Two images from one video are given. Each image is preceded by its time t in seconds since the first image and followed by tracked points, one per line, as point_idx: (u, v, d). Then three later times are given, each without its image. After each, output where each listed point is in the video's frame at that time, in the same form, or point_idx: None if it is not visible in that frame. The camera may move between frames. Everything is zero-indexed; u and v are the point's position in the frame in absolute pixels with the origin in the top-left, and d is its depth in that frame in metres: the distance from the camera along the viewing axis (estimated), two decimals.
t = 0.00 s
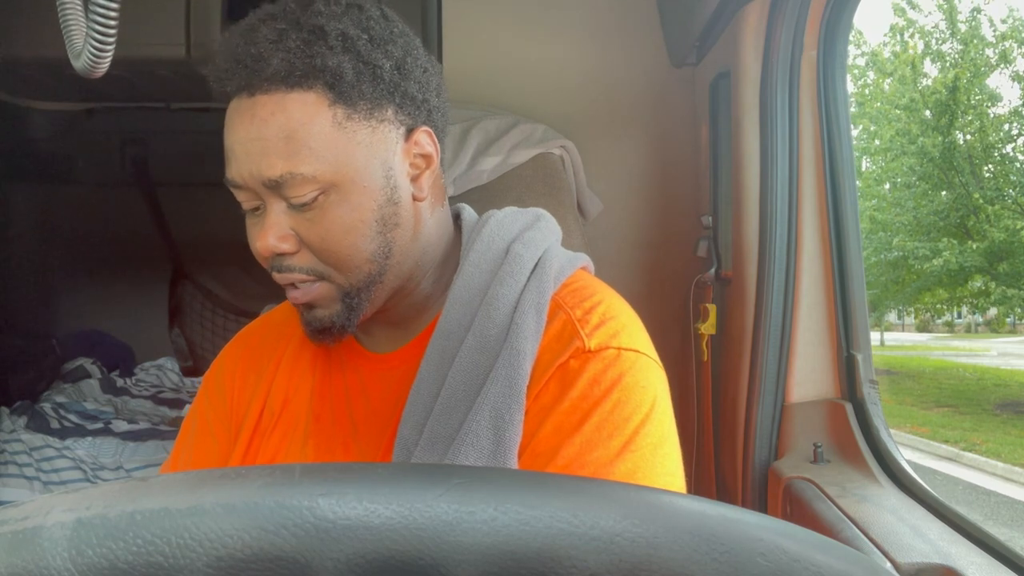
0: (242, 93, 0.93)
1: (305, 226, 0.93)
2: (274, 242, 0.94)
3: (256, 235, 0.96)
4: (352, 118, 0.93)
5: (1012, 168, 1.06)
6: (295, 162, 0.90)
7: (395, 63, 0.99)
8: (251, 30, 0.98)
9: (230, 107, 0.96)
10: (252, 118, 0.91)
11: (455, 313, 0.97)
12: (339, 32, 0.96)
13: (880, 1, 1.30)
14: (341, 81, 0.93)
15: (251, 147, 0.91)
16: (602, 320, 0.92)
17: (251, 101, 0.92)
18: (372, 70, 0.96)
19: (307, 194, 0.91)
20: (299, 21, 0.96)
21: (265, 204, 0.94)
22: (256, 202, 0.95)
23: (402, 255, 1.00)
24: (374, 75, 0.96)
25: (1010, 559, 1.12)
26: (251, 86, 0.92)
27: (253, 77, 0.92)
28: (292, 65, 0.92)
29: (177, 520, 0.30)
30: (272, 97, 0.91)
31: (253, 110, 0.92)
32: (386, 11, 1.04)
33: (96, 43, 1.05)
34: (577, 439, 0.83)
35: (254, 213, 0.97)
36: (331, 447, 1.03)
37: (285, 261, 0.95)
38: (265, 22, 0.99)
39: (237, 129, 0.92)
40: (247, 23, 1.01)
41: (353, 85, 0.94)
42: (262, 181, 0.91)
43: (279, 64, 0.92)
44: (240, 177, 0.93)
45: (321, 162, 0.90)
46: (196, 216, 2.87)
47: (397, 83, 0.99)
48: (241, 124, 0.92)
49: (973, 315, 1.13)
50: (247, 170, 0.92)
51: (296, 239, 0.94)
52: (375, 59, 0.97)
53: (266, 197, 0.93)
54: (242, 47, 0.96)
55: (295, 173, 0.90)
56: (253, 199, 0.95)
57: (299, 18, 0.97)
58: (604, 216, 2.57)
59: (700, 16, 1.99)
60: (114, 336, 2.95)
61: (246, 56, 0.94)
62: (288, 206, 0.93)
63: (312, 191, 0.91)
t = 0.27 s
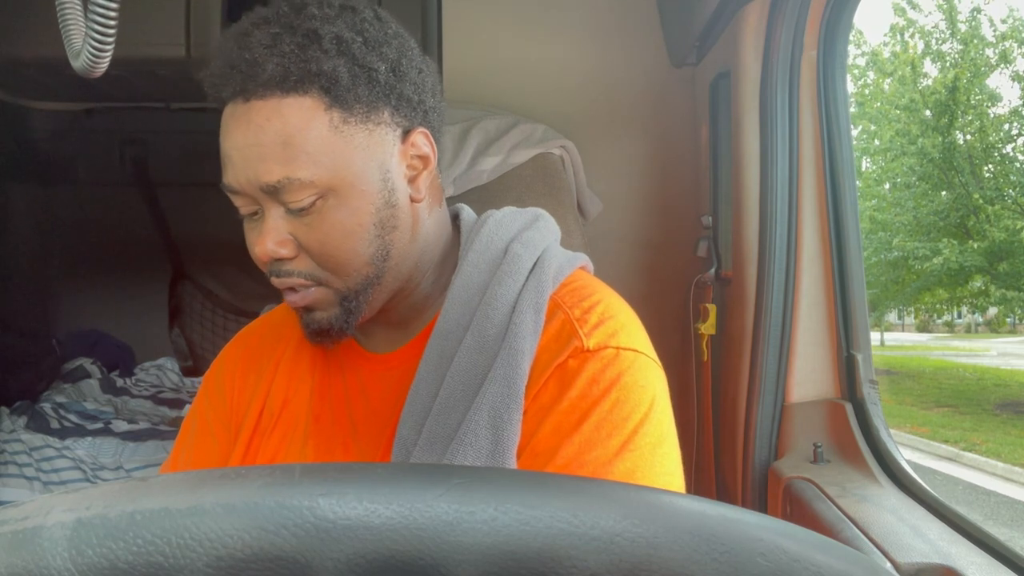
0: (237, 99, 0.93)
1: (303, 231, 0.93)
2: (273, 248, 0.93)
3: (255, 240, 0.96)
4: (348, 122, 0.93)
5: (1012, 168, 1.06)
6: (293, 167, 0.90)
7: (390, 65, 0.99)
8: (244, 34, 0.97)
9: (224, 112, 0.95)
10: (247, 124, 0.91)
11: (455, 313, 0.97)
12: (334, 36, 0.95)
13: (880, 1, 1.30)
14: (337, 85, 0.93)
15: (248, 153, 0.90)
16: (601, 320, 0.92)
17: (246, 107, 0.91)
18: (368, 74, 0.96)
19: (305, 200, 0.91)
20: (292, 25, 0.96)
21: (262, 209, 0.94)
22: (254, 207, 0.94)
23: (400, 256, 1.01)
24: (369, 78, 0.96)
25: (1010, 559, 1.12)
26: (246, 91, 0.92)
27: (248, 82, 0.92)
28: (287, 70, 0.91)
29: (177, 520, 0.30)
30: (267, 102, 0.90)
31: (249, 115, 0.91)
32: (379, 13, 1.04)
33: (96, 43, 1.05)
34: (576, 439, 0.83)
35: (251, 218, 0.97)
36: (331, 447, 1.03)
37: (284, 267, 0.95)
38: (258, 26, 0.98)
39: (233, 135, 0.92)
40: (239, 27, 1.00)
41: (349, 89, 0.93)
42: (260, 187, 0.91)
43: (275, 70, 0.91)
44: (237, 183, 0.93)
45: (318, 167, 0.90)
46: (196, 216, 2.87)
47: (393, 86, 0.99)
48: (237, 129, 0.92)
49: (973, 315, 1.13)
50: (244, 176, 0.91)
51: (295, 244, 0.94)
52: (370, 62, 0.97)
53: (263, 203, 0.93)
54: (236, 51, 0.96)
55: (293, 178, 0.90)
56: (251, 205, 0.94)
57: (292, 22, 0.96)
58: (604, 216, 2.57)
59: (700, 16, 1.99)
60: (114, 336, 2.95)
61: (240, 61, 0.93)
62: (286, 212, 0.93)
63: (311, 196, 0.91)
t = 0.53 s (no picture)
0: (236, 105, 0.92)
1: (307, 237, 0.93)
2: (278, 254, 0.93)
3: (258, 246, 0.96)
4: (351, 126, 0.92)
5: (1012, 168, 1.06)
6: (297, 173, 0.89)
7: (390, 68, 0.99)
8: (241, 39, 0.96)
9: (224, 117, 0.94)
10: (249, 130, 0.90)
11: (455, 313, 0.97)
12: (334, 39, 0.94)
13: (880, 1, 1.30)
14: (338, 90, 0.92)
15: (251, 159, 0.90)
16: (601, 320, 0.92)
17: (247, 113, 0.90)
18: (368, 77, 0.96)
19: (310, 206, 0.91)
20: (290, 29, 0.94)
21: (265, 215, 0.94)
22: (257, 213, 0.94)
23: (404, 259, 1.01)
24: (370, 81, 0.95)
25: (1010, 559, 1.12)
26: (246, 98, 0.90)
27: (248, 88, 0.91)
28: (288, 76, 0.90)
29: (178, 519, 0.30)
30: (269, 108, 0.90)
31: (250, 121, 0.90)
32: (376, 14, 1.02)
33: (97, 43, 1.05)
34: (576, 439, 0.83)
35: (254, 223, 0.96)
36: (331, 447, 1.03)
37: (289, 272, 0.96)
38: (255, 30, 0.96)
39: (235, 141, 0.91)
40: (235, 31, 0.98)
41: (350, 93, 0.93)
42: (263, 194, 0.91)
43: (275, 76, 0.90)
44: (239, 190, 0.92)
45: (322, 172, 0.90)
46: (196, 216, 2.87)
47: (393, 88, 0.99)
48: (238, 136, 0.91)
49: (973, 315, 1.13)
50: (246, 182, 0.91)
51: (299, 250, 0.94)
52: (370, 66, 0.96)
53: (267, 209, 0.92)
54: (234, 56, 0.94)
55: (297, 184, 0.90)
56: (253, 210, 0.94)
57: (290, 26, 0.95)
58: (604, 216, 2.57)
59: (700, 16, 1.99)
60: (114, 336, 2.95)
61: (239, 66, 0.92)
62: (290, 217, 0.92)
63: (315, 201, 0.91)
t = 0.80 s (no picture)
0: (253, 98, 0.91)
1: (323, 231, 0.93)
2: (293, 249, 0.93)
3: (271, 241, 0.95)
4: (369, 121, 0.93)
5: (1012, 168, 1.06)
6: (316, 166, 0.89)
7: (406, 64, 1.00)
8: (259, 33, 0.96)
9: (235, 113, 0.94)
10: (267, 124, 0.90)
11: (455, 313, 0.97)
12: (352, 35, 0.95)
13: (880, 2, 1.31)
14: (358, 84, 0.92)
15: (268, 153, 0.89)
16: (601, 320, 0.92)
17: (265, 107, 0.90)
18: (386, 73, 0.97)
19: (328, 200, 0.91)
20: (309, 24, 0.95)
21: (279, 210, 0.93)
22: (270, 208, 0.93)
23: (415, 255, 1.01)
24: (388, 76, 0.96)
25: (1011, 559, 1.12)
26: (264, 92, 0.90)
27: (267, 82, 0.90)
28: (308, 70, 0.91)
29: (180, 519, 0.30)
30: (286, 102, 0.90)
31: (268, 114, 0.90)
32: (389, 13, 1.04)
33: (97, 43, 1.05)
34: (577, 440, 0.83)
35: (264, 219, 0.95)
36: (331, 446, 1.02)
37: (303, 267, 0.95)
38: (272, 25, 0.96)
39: (250, 136, 0.91)
40: (250, 27, 0.98)
41: (369, 88, 0.93)
42: (280, 188, 0.90)
43: (295, 69, 0.90)
44: (255, 184, 0.91)
45: (340, 166, 0.90)
46: (196, 216, 2.87)
47: (409, 84, 1.00)
48: (255, 129, 0.91)
49: (974, 315, 1.13)
50: (263, 176, 0.90)
51: (314, 245, 0.94)
52: (388, 61, 0.97)
53: (282, 204, 0.92)
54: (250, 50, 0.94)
55: (316, 177, 0.89)
56: (267, 205, 0.93)
57: (309, 21, 0.95)
58: (604, 216, 2.58)
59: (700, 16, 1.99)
60: (114, 336, 2.95)
61: (258, 61, 0.92)
62: (306, 212, 0.92)
63: (333, 195, 0.91)
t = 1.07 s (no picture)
0: (254, 110, 0.90)
1: (334, 241, 0.93)
2: (305, 259, 0.94)
3: (282, 250, 0.96)
4: (373, 129, 0.92)
5: (1012, 168, 1.06)
6: (322, 179, 0.89)
7: (406, 68, 0.99)
8: (255, 42, 0.94)
9: (238, 124, 0.93)
10: (270, 138, 0.89)
11: (456, 313, 0.97)
12: (351, 42, 0.93)
13: (880, 2, 1.31)
14: (360, 94, 0.91)
15: (274, 167, 0.89)
16: (604, 320, 0.92)
17: (267, 120, 0.89)
18: (388, 78, 0.95)
19: (336, 211, 0.91)
20: (306, 32, 0.93)
21: (289, 221, 0.94)
22: (279, 219, 0.94)
23: (423, 255, 1.02)
24: (389, 83, 0.95)
25: (1010, 559, 1.12)
26: (266, 105, 0.89)
27: (268, 96, 0.89)
28: (309, 82, 0.89)
29: (180, 519, 0.30)
30: (288, 115, 0.89)
31: (270, 128, 0.89)
32: (386, 12, 1.02)
33: (96, 43, 1.05)
34: (579, 440, 0.83)
35: (274, 228, 0.96)
36: (332, 446, 1.02)
37: (315, 276, 0.96)
38: (268, 34, 0.94)
39: (255, 149, 0.91)
40: (245, 35, 0.96)
41: (371, 96, 0.92)
42: (288, 201, 0.90)
43: (297, 82, 0.89)
44: (263, 197, 0.92)
45: (346, 176, 0.90)
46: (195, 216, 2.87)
47: (410, 87, 0.99)
48: (259, 143, 0.90)
49: (974, 315, 1.13)
50: (270, 190, 0.91)
51: (325, 254, 0.95)
52: (389, 67, 0.96)
53: (291, 216, 0.92)
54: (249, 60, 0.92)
55: (323, 190, 0.90)
56: (276, 216, 0.94)
57: (305, 28, 0.93)
58: (604, 216, 2.58)
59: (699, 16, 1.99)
60: (113, 336, 2.95)
61: (258, 73, 0.90)
62: (315, 223, 0.92)
63: (341, 206, 0.91)
